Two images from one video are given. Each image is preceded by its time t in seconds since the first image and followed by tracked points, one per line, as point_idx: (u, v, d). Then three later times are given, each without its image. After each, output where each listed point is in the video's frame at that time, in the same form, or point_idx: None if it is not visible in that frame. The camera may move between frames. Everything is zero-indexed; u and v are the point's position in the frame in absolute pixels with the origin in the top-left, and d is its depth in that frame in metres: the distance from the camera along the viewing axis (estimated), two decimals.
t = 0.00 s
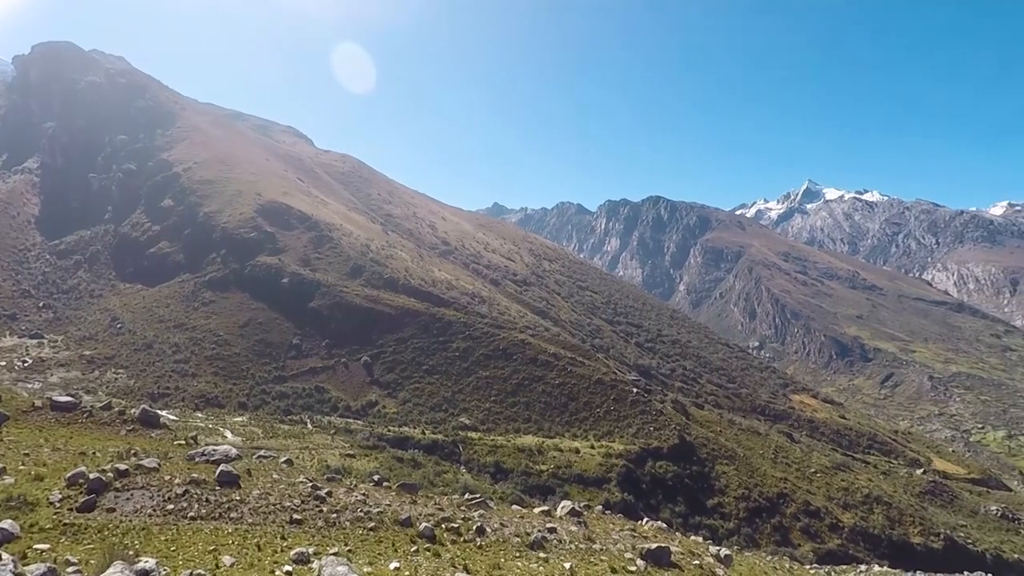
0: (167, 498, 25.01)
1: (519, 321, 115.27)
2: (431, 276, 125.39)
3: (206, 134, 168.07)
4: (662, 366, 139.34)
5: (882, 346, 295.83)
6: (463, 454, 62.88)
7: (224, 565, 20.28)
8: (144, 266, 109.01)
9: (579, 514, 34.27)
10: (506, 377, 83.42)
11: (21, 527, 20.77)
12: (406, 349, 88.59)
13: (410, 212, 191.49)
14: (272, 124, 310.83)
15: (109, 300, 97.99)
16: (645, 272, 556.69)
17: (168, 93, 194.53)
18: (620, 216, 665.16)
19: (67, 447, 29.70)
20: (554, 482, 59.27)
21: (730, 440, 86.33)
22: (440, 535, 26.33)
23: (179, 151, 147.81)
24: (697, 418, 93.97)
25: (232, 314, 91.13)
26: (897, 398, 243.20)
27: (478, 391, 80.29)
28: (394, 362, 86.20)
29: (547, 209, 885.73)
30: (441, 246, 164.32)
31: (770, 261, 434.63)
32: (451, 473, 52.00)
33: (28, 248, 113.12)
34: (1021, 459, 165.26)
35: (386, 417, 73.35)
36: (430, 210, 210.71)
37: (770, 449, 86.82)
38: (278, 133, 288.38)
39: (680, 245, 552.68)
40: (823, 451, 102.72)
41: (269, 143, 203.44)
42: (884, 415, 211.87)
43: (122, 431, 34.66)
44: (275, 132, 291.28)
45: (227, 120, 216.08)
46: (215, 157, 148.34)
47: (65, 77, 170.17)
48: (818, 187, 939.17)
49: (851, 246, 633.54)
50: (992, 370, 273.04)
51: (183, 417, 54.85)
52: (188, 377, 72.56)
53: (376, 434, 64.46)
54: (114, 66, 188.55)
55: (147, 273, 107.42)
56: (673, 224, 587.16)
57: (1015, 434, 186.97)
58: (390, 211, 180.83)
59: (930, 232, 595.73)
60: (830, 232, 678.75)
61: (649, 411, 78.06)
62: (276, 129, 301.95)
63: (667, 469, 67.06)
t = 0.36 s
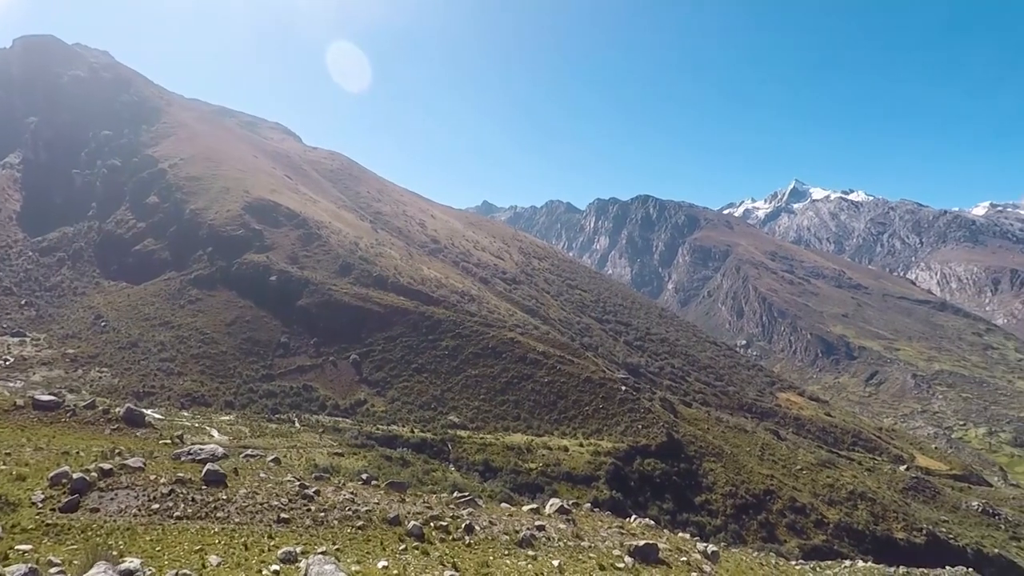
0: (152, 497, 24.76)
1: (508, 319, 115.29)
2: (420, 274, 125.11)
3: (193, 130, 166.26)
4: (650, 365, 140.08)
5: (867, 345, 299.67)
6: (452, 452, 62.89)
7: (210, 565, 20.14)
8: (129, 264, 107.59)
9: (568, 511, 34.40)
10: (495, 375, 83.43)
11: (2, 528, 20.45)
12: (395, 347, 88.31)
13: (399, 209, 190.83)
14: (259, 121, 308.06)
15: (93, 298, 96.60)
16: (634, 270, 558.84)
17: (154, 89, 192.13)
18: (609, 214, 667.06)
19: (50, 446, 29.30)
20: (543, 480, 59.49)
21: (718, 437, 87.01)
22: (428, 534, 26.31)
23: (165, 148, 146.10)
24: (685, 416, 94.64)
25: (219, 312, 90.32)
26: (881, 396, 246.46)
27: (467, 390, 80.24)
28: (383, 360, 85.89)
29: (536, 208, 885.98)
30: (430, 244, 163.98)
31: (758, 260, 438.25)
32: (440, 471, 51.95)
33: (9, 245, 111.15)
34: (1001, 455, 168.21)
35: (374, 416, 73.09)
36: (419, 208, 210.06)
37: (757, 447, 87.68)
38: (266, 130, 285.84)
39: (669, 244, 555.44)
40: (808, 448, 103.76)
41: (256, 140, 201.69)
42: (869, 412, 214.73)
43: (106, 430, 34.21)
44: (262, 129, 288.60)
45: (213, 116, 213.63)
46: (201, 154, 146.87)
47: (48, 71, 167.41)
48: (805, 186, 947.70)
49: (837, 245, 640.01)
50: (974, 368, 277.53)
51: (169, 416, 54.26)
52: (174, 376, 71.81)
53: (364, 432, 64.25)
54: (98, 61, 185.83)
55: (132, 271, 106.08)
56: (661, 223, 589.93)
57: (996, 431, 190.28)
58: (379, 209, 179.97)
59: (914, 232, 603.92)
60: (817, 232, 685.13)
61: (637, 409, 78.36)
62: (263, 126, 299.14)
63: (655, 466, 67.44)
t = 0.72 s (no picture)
0: (135, 501, 24.38)
1: (497, 320, 115.24)
2: (408, 275, 124.67)
3: (177, 129, 164.23)
4: (638, 365, 140.81)
5: (850, 345, 303.89)
6: (441, 454, 62.72)
7: (195, 569, 19.87)
8: (111, 264, 105.85)
9: (556, 512, 34.47)
10: (483, 376, 83.31)
11: None
12: (383, 348, 87.85)
13: (387, 210, 189.99)
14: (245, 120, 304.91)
15: (74, 299, 94.84)
16: (622, 271, 561.30)
17: (138, 87, 189.57)
18: (597, 215, 669.68)
19: (30, 450, 28.74)
20: (532, 481, 59.56)
21: (705, 437, 87.65)
22: (417, 536, 26.20)
23: (149, 146, 144.13)
24: (672, 416, 95.25)
25: (204, 313, 89.23)
26: (864, 395, 249.93)
27: (455, 391, 80.04)
28: (370, 361, 85.40)
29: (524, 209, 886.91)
30: (418, 245, 163.43)
31: (744, 262, 442.51)
32: (428, 473, 51.75)
33: None
34: (980, 454, 171.41)
35: (362, 417, 72.61)
36: (407, 208, 209.35)
37: (743, 446, 88.51)
38: (252, 129, 283.08)
39: (656, 245, 558.70)
40: (793, 447, 104.92)
41: (242, 139, 199.70)
42: (853, 412, 217.63)
43: (87, 433, 33.64)
44: (248, 128, 285.56)
45: (199, 114, 211.07)
46: (186, 153, 145.10)
47: (29, 67, 164.27)
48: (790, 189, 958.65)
49: (821, 247, 648.14)
50: (954, 368, 282.58)
51: (153, 418, 53.45)
52: (157, 378, 70.82)
53: (352, 434, 63.84)
54: (81, 57, 182.87)
55: (114, 271, 104.44)
56: (649, 224, 593.34)
57: (976, 430, 193.84)
58: (367, 209, 179.04)
59: (897, 235, 613.45)
60: (802, 234, 692.89)
61: (625, 409, 78.64)
62: (249, 125, 296.02)
63: (643, 466, 67.66)
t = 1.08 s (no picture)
0: (109, 506, 23.80)
1: (480, 320, 115.04)
2: (390, 274, 123.83)
3: (154, 124, 160.71)
4: (620, 365, 141.76)
5: (826, 344, 309.89)
6: (423, 454, 62.43)
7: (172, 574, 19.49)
8: (83, 262, 103.03)
9: (540, 511, 34.50)
10: (465, 376, 83.12)
11: None
12: (364, 348, 87.09)
13: (369, 208, 188.44)
14: (223, 116, 299.54)
15: (44, 297, 91.91)
16: (603, 271, 564.17)
17: (113, 80, 184.93)
18: (579, 215, 672.64)
19: None
20: (515, 480, 59.63)
21: (685, 435, 88.59)
22: (400, 537, 26.01)
23: (123, 141, 140.78)
24: (654, 415, 96.11)
25: (180, 312, 87.50)
26: (840, 393, 255.05)
27: (437, 390, 79.71)
28: (352, 361, 84.59)
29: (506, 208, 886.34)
30: (400, 243, 162.37)
31: (723, 262, 448.30)
32: (411, 473, 51.46)
33: None
34: (951, 449, 175.99)
35: (343, 418, 71.88)
36: (389, 206, 207.78)
37: (723, 444, 89.69)
38: (230, 125, 278.18)
39: (638, 245, 562.98)
40: (772, 444, 106.66)
41: (221, 135, 196.07)
42: (829, 410, 221.92)
43: (59, 437, 32.72)
44: (227, 124, 280.58)
45: (175, 109, 206.83)
46: (162, 149, 142.11)
47: None
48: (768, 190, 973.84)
49: (799, 248, 659.17)
50: (926, 366, 289.84)
51: (129, 421, 52.23)
52: (132, 379, 69.23)
53: (333, 435, 63.20)
54: (53, 48, 177.57)
55: (87, 269, 101.72)
56: (630, 224, 597.65)
57: (946, 426, 199.07)
58: (348, 208, 177.27)
59: (871, 236, 626.97)
60: (779, 234, 703.81)
61: (608, 408, 79.06)
62: (228, 120, 290.72)
63: (624, 464, 68.11)
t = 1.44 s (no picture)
0: (76, 513, 23.13)
1: (457, 319, 114.69)
2: (367, 273, 122.76)
3: (121, 119, 156.46)
4: (597, 363, 142.77)
5: (798, 342, 316.61)
6: (401, 454, 62.01)
7: None
8: (46, 260, 99.56)
9: (518, 510, 34.55)
10: (443, 376, 82.81)
11: None
12: (340, 349, 86.11)
13: (345, 206, 186.38)
14: (193, 111, 293.03)
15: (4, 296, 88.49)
16: (580, 270, 567.20)
17: (78, 73, 179.40)
18: (556, 215, 675.26)
19: None
20: (493, 480, 59.61)
21: (662, 433, 89.61)
22: (377, 538, 25.82)
23: (89, 136, 136.76)
24: (630, 413, 97.06)
25: (149, 312, 85.39)
26: (811, 390, 260.77)
27: (415, 391, 79.29)
28: (327, 362, 83.58)
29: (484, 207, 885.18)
30: (377, 242, 160.96)
31: (698, 262, 454.89)
32: (388, 474, 51.05)
33: None
34: (916, 443, 181.35)
35: (318, 419, 70.99)
36: (365, 205, 205.74)
37: (698, 441, 91.03)
38: (201, 121, 272.21)
39: (614, 245, 567.46)
40: (745, 440, 108.61)
41: (191, 130, 191.78)
42: (800, 406, 226.92)
43: (21, 442, 31.66)
44: (198, 119, 274.50)
45: (144, 104, 201.58)
46: (130, 145, 138.49)
47: None
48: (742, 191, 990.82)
49: (771, 248, 672.22)
50: (892, 362, 298.25)
51: (96, 424, 50.72)
52: (100, 381, 67.33)
53: (308, 436, 62.41)
54: (14, 39, 171.42)
55: (50, 267, 98.34)
56: (607, 224, 602.18)
57: (912, 420, 205.12)
58: (324, 206, 175.12)
59: (840, 236, 642.37)
60: (753, 234, 716.65)
61: (585, 407, 79.55)
62: (199, 116, 284.40)
63: (602, 462, 68.60)
